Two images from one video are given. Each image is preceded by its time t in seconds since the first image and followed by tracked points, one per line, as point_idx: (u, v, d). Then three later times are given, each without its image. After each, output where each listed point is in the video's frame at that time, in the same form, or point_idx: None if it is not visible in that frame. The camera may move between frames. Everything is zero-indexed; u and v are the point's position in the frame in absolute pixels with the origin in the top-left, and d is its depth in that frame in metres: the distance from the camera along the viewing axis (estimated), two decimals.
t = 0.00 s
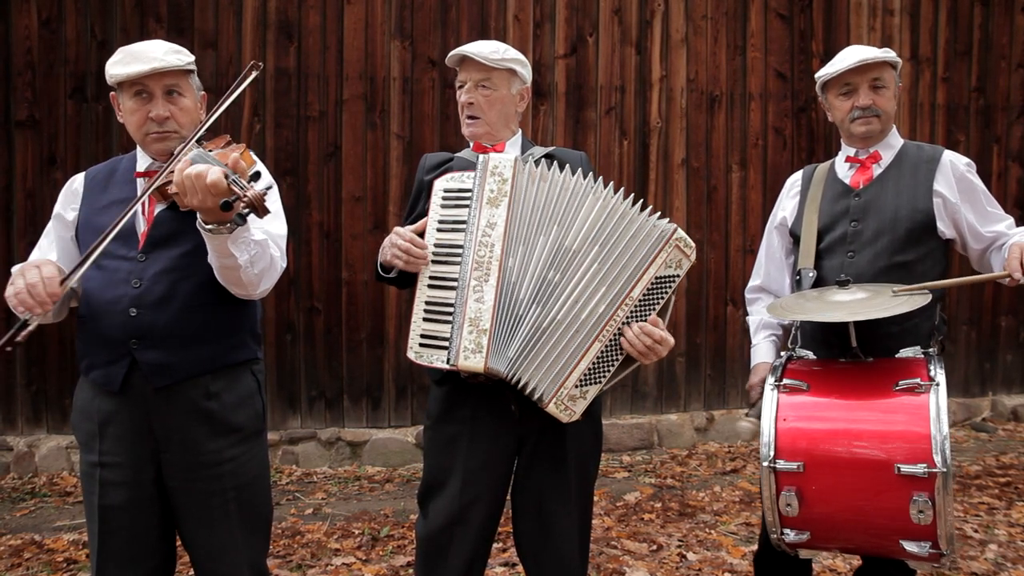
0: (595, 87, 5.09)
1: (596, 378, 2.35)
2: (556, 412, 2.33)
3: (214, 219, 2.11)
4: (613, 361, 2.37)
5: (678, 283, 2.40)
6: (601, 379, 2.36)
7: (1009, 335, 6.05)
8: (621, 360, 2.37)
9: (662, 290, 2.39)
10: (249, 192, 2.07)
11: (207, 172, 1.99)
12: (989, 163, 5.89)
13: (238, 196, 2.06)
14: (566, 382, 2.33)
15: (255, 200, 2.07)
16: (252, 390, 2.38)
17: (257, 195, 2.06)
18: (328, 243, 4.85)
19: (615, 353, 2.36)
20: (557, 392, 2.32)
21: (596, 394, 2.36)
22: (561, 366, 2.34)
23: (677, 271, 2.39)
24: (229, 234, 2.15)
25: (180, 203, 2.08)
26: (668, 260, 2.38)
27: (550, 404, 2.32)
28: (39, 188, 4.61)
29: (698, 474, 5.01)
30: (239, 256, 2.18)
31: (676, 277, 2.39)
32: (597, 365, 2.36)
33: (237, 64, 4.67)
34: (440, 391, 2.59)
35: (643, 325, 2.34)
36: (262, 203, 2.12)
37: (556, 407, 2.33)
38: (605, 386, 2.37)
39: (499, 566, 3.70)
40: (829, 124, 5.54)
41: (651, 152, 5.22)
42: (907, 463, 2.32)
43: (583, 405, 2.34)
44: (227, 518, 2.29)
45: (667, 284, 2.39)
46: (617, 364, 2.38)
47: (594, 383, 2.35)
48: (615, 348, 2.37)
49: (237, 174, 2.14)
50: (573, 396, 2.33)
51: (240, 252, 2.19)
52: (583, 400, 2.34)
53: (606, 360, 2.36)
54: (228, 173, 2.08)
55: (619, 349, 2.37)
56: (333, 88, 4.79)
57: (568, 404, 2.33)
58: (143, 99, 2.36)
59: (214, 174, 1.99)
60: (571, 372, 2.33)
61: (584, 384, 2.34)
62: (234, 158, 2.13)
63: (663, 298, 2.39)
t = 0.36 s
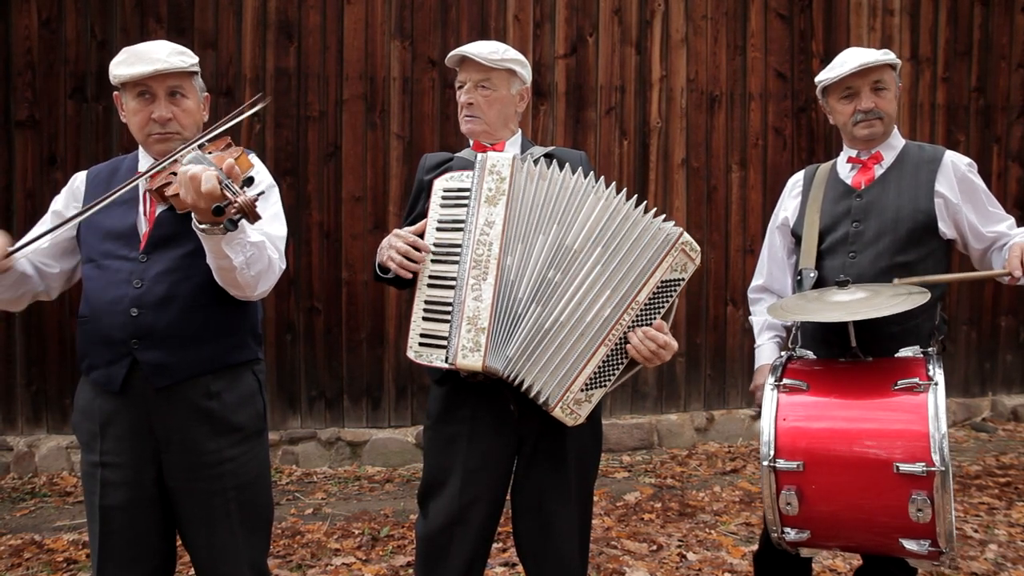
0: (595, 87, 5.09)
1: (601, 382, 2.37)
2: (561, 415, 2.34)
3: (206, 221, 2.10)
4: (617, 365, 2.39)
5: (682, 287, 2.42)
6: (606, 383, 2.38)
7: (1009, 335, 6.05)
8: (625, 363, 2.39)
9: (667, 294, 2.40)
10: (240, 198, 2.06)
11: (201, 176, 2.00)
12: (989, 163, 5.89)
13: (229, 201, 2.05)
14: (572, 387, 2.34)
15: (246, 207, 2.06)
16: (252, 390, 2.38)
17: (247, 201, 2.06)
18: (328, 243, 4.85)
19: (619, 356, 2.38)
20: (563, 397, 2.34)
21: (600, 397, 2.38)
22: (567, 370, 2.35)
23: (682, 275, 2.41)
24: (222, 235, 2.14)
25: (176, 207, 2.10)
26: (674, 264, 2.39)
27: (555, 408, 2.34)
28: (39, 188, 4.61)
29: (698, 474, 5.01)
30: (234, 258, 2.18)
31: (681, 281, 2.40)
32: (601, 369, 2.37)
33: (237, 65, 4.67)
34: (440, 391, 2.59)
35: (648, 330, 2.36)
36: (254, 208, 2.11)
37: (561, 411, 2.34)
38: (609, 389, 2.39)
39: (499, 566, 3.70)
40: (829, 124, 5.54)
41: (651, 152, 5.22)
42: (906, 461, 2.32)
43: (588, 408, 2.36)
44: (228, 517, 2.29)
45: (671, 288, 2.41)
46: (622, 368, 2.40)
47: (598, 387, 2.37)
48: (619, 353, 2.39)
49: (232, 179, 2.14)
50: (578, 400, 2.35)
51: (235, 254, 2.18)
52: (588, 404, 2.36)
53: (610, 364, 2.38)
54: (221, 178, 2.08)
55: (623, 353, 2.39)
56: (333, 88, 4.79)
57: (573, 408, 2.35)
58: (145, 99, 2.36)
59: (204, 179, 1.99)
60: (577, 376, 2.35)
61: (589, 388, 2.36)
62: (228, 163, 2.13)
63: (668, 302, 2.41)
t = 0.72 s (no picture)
0: (595, 87, 5.09)
1: (608, 387, 2.37)
2: (569, 421, 2.34)
3: (215, 220, 2.10)
4: (624, 369, 2.39)
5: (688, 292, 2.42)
6: (612, 388, 2.38)
7: (1009, 335, 6.05)
8: (631, 368, 2.39)
9: (673, 298, 2.40)
10: (247, 196, 2.06)
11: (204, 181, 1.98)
12: (989, 163, 5.88)
13: (236, 200, 2.05)
14: (579, 392, 2.34)
15: (253, 206, 2.06)
16: (253, 390, 2.38)
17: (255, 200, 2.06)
18: (328, 243, 4.85)
19: (626, 361, 2.38)
20: (570, 403, 2.34)
21: (608, 402, 2.37)
22: (574, 375, 2.35)
23: (688, 279, 2.41)
24: (231, 234, 2.14)
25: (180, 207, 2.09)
26: (680, 270, 2.39)
27: (562, 414, 2.34)
28: (39, 188, 4.61)
29: (698, 474, 5.01)
30: (241, 257, 2.18)
31: (686, 286, 2.40)
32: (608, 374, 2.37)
33: (237, 65, 4.67)
34: (441, 390, 2.59)
35: (654, 336, 2.36)
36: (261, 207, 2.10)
37: (569, 418, 2.34)
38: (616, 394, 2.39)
39: (499, 566, 3.70)
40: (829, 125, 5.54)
41: (651, 152, 5.22)
42: (907, 458, 2.32)
43: (596, 413, 2.36)
44: (229, 517, 2.29)
45: (677, 294, 2.41)
46: (628, 373, 2.40)
47: (605, 392, 2.37)
48: (625, 358, 2.39)
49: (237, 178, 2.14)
50: (586, 406, 2.35)
51: (243, 252, 2.19)
52: (595, 408, 2.36)
53: (617, 369, 2.38)
54: (227, 177, 2.08)
55: (629, 358, 2.39)
56: (333, 88, 4.79)
57: (581, 413, 2.35)
58: (144, 100, 2.36)
59: (212, 180, 1.99)
60: (583, 381, 2.35)
61: (596, 393, 2.36)
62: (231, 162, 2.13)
63: (673, 307, 2.41)
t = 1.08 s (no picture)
0: (595, 87, 5.09)
1: (613, 364, 2.37)
2: (580, 405, 2.35)
3: (216, 215, 2.11)
4: (627, 346, 2.38)
5: (678, 255, 2.41)
6: (618, 365, 2.38)
7: (1008, 335, 6.05)
8: (634, 344, 2.39)
9: (663, 265, 2.40)
10: (250, 192, 2.06)
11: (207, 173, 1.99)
12: (988, 163, 5.89)
13: (238, 196, 2.05)
14: (584, 373, 2.34)
15: (255, 201, 2.05)
16: (254, 390, 2.38)
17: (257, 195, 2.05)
18: (328, 243, 4.85)
19: (626, 337, 2.37)
20: (577, 385, 2.34)
21: (616, 380, 2.37)
22: (578, 357, 2.35)
23: (674, 243, 2.40)
24: (232, 230, 2.15)
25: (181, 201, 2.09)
26: (665, 234, 2.38)
27: (571, 398, 2.34)
28: (38, 188, 4.61)
29: (698, 474, 5.01)
30: (241, 254, 2.18)
31: (675, 249, 2.39)
32: (610, 352, 2.37)
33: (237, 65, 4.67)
34: (442, 390, 2.58)
35: (648, 304, 2.35)
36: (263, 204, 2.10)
37: (578, 401, 2.35)
38: (623, 371, 2.39)
39: (499, 566, 3.70)
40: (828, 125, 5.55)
41: (651, 152, 5.22)
42: (907, 461, 2.32)
43: (606, 393, 2.36)
44: (229, 518, 2.29)
45: (667, 258, 2.40)
46: (632, 349, 2.39)
47: (612, 369, 2.37)
48: (626, 333, 2.38)
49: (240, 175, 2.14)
50: (594, 386, 2.35)
51: (243, 249, 2.19)
52: (605, 388, 2.36)
53: (619, 345, 2.37)
54: (229, 173, 2.07)
55: (630, 333, 2.38)
56: (333, 88, 4.79)
57: (590, 395, 2.35)
58: (145, 96, 2.36)
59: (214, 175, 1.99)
60: (586, 361, 2.35)
61: (602, 372, 2.36)
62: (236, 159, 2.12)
63: (665, 274, 2.41)
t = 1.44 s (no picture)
0: (595, 87, 5.09)
1: (611, 348, 2.39)
2: (582, 392, 2.36)
3: (215, 222, 2.10)
4: (622, 328, 2.40)
5: (654, 227, 2.43)
6: (616, 348, 2.39)
7: (1008, 334, 6.05)
8: (629, 325, 2.40)
9: (642, 237, 2.42)
10: (245, 196, 2.06)
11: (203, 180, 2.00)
12: (989, 163, 5.88)
13: (234, 200, 2.05)
14: (582, 360, 2.36)
15: (251, 205, 2.05)
16: (253, 390, 2.38)
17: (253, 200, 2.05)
18: (328, 243, 4.85)
19: (620, 319, 2.39)
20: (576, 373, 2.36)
21: (616, 363, 2.39)
22: (577, 345, 2.37)
23: (650, 215, 2.41)
24: (232, 235, 2.14)
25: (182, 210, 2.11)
26: (637, 207, 2.40)
27: (572, 386, 2.35)
28: (39, 188, 4.61)
29: (698, 474, 5.01)
30: (244, 257, 2.18)
31: (650, 221, 2.41)
32: (606, 336, 2.39)
33: (237, 65, 4.67)
34: (442, 391, 2.58)
35: (632, 280, 2.37)
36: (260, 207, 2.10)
37: (580, 388, 2.36)
38: (622, 353, 2.40)
39: (499, 566, 3.70)
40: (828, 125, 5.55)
41: (651, 152, 5.22)
42: (907, 461, 2.32)
43: (608, 377, 2.38)
44: (229, 517, 2.29)
45: (644, 231, 2.42)
46: (627, 330, 2.40)
47: (610, 354, 2.39)
48: (618, 314, 2.39)
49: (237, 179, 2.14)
50: (594, 371, 2.37)
51: (244, 252, 2.18)
52: (606, 373, 2.38)
53: (614, 327, 2.39)
54: (225, 177, 2.08)
55: (622, 314, 2.40)
56: (333, 88, 4.79)
57: (592, 381, 2.37)
58: (146, 98, 2.36)
59: (211, 181, 2.00)
60: (583, 347, 2.36)
61: (601, 357, 2.38)
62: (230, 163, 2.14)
63: (645, 247, 2.42)
